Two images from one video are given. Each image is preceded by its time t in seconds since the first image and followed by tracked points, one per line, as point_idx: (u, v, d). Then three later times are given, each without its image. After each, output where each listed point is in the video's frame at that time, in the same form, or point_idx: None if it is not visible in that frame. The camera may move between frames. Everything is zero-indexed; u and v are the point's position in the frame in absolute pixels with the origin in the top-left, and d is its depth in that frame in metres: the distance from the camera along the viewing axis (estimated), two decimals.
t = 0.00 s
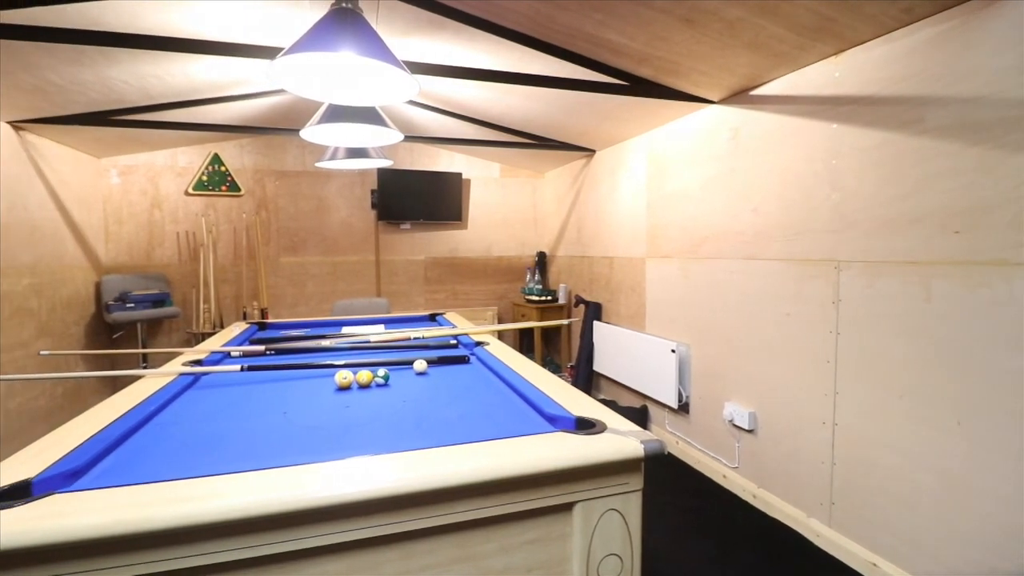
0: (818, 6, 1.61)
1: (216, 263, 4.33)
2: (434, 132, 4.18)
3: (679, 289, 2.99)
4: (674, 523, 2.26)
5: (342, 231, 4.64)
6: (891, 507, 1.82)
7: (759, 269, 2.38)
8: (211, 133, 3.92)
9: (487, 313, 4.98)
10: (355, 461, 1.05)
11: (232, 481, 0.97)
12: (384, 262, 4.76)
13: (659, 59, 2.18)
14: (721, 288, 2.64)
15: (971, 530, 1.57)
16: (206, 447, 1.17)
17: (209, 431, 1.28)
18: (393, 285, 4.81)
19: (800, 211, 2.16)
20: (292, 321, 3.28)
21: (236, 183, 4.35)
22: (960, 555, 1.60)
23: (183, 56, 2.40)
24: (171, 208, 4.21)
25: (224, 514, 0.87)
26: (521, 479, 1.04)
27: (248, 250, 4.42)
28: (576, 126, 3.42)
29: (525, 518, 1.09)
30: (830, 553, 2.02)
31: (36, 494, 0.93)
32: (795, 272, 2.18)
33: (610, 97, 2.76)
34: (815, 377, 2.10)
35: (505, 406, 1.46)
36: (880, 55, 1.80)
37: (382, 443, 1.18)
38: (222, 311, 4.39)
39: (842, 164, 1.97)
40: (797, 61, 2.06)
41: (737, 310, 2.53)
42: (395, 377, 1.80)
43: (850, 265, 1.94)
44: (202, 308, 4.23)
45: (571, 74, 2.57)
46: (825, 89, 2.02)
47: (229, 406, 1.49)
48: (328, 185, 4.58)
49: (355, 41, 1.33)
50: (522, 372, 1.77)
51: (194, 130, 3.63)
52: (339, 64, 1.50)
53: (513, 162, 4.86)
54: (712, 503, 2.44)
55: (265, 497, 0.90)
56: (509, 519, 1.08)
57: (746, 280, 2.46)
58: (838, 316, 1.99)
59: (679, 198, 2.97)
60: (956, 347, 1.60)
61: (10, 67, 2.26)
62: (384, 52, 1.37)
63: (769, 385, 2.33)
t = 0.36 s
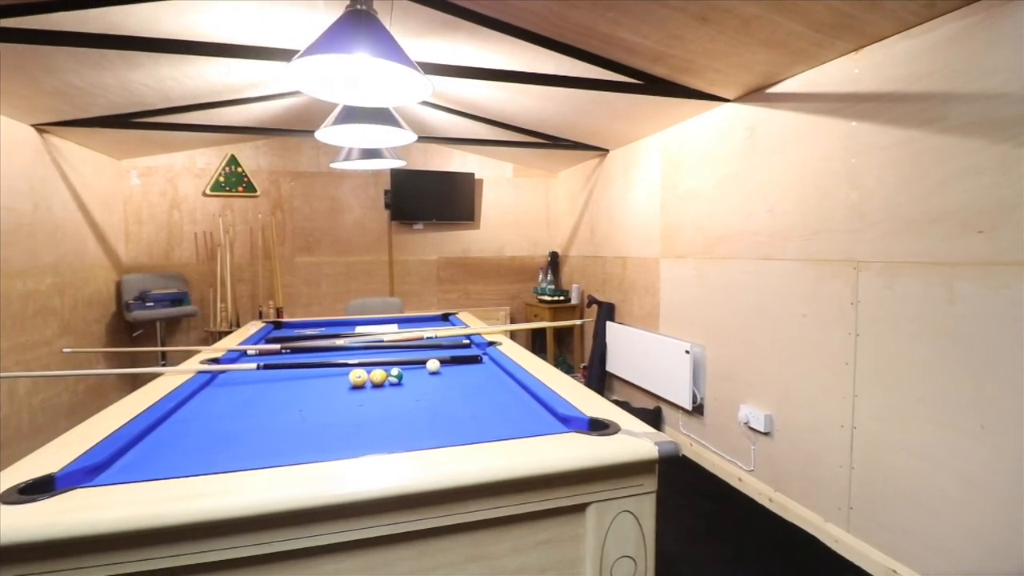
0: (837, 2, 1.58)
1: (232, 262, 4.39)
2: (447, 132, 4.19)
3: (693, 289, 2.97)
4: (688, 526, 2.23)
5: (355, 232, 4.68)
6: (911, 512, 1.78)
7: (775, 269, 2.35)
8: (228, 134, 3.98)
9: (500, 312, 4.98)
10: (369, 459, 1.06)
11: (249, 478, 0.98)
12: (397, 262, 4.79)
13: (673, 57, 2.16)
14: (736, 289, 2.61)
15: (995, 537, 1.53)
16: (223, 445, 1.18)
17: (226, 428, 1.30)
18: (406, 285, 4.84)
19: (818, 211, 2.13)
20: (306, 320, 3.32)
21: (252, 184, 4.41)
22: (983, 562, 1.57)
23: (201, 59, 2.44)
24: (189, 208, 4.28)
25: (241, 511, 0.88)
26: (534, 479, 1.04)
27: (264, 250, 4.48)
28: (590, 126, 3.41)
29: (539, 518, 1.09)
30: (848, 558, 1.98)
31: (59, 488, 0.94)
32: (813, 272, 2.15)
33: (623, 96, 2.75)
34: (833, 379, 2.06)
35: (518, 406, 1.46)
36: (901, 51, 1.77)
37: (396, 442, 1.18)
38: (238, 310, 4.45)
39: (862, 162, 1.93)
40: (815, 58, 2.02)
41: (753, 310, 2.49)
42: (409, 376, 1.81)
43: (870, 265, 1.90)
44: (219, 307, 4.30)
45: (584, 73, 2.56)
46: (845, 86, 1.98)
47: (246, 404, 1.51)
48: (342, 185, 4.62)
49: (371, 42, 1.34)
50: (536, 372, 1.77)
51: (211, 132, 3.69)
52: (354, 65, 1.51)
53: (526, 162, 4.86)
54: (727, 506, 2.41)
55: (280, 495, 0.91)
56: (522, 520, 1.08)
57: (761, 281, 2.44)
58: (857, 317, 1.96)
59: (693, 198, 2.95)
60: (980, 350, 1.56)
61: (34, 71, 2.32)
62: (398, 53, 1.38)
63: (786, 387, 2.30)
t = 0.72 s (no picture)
0: None
1: (249, 262, 4.45)
2: (460, 133, 4.21)
3: (708, 289, 2.94)
4: (702, 529, 2.21)
5: (369, 232, 4.71)
6: (932, 518, 1.74)
7: (792, 270, 2.31)
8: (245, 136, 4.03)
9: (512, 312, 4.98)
10: (383, 458, 1.06)
11: (265, 475, 0.99)
12: (411, 262, 4.82)
13: (688, 55, 2.15)
14: (753, 289, 2.57)
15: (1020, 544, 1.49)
16: (241, 442, 1.20)
17: (243, 425, 1.32)
18: (419, 285, 4.86)
19: (837, 210, 2.09)
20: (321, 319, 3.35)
21: (268, 185, 4.46)
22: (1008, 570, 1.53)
23: (219, 62, 2.48)
24: (207, 209, 4.35)
25: (257, 507, 0.89)
26: (547, 480, 1.04)
27: (280, 250, 4.53)
28: (603, 125, 3.39)
29: (551, 519, 1.09)
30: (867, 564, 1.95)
31: (82, 483, 0.97)
32: (832, 273, 2.11)
33: (637, 95, 2.73)
34: (852, 382, 2.03)
35: (531, 406, 1.46)
36: (922, 47, 1.73)
37: (410, 441, 1.19)
38: (255, 309, 4.51)
39: (882, 160, 1.90)
40: (834, 55, 1.99)
41: (769, 311, 2.46)
42: (422, 375, 1.82)
43: (890, 266, 1.86)
44: (236, 306, 4.36)
45: (598, 72, 2.55)
46: (864, 83, 1.95)
47: (262, 402, 1.53)
48: (356, 186, 4.66)
49: (385, 44, 1.34)
50: (549, 372, 1.77)
51: (229, 134, 3.74)
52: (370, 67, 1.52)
53: (539, 162, 4.86)
54: (742, 510, 2.38)
55: (295, 492, 0.92)
56: (535, 520, 1.08)
57: (778, 281, 2.40)
58: (877, 319, 1.92)
59: (709, 197, 2.92)
60: (1005, 353, 1.52)
61: (58, 75, 2.37)
62: (414, 54, 1.38)
63: (804, 389, 2.27)
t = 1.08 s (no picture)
0: None
1: (264, 262, 4.51)
2: (472, 133, 4.21)
3: (722, 290, 2.91)
4: (716, 532, 2.19)
5: (382, 232, 4.74)
6: (952, 523, 1.70)
7: (809, 270, 2.28)
8: (261, 137, 4.08)
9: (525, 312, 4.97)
10: (396, 457, 1.06)
11: (279, 472, 1.00)
12: (423, 262, 4.84)
13: (703, 53, 2.13)
14: (768, 290, 2.54)
15: None
16: (256, 440, 1.21)
17: (258, 423, 1.33)
18: (432, 285, 4.88)
19: (855, 209, 2.06)
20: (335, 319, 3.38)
21: (283, 185, 4.51)
22: None
23: (235, 64, 2.51)
24: (224, 209, 4.41)
25: (272, 504, 0.90)
26: (560, 480, 1.03)
27: (294, 250, 4.58)
28: (616, 124, 3.38)
29: (564, 519, 1.08)
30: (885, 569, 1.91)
31: (103, 479, 0.99)
32: (850, 273, 2.08)
33: (650, 94, 2.71)
34: (870, 384, 1.99)
35: (544, 407, 1.45)
36: (943, 43, 1.70)
37: (423, 440, 1.19)
38: (270, 309, 4.57)
39: (901, 159, 1.86)
40: (852, 52, 1.96)
41: (785, 312, 2.43)
42: (434, 374, 1.83)
43: (910, 266, 1.82)
44: (252, 305, 4.41)
45: (611, 71, 2.54)
46: (883, 80, 1.92)
47: (277, 400, 1.54)
48: (369, 186, 4.69)
49: (399, 45, 1.35)
50: (561, 372, 1.76)
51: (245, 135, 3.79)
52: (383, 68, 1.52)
53: (551, 162, 4.85)
54: (757, 513, 2.35)
55: (309, 490, 0.93)
56: (548, 520, 1.07)
57: (795, 281, 2.37)
58: (896, 320, 1.88)
59: (723, 196, 2.89)
60: None
61: (80, 78, 2.42)
62: (427, 54, 1.39)
63: (821, 391, 2.23)
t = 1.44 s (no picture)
0: None
1: (280, 262, 4.56)
2: (486, 133, 4.22)
3: (738, 291, 2.87)
4: (732, 535, 2.16)
5: (396, 232, 4.77)
6: (976, 530, 1.66)
7: (828, 271, 2.24)
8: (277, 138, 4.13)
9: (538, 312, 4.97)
10: (410, 456, 1.07)
11: (295, 469, 1.01)
12: (436, 261, 4.86)
13: (719, 51, 2.11)
14: (786, 290, 2.50)
15: None
16: (272, 437, 1.23)
17: (274, 421, 1.35)
18: (445, 284, 4.90)
19: (876, 208, 2.02)
20: (349, 318, 3.41)
21: (299, 186, 4.56)
22: None
23: (252, 67, 2.54)
24: (241, 210, 4.47)
25: (288, 500, 0.91)
26: (574, 481, 1.03)
27: (309, 249, 4.63)
28: (630, 123, 3.36)
29: (578, 520, 1.08)
30: None
31: (125, 474, 1.01)
32: (870, 274, 2.04)
33: (665, 92, 2.69)
34: (891, 387, 1.95)
35: (557, 407, 1.45)
36: (967, 38, 1.66)
37: (437, 439, 1.20)
38: (286, 308, 4.62)
39: (924, 157, 1.82)
40: (872, 48, 1.92)
41: (802, 312, 2.40)
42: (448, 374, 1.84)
43: (933, 267, 1.78)
44: (268, 304, 4.47)
45: (626, 70, 2.52)
46: (905, 77, 1.88)
47: (293, 398, 1.56)
48: (384, 186, 4.72)
49: (413, 46, 1.36)
50: (575, 373, 1.75)
51: (262, 136, 3.84)
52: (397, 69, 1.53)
53: (565, 161, 4.83)
54: (774, 516, 2.32)
55: (325, 487, 0.93)
56: (562, 521, 1.07)
57: (813, 282, 2.33)
58: (918, 321, 1.84)
59: (740, 196, 2.85)
60: None
61: (102, 81, 2.48)
62: (441, 55, 1.39)
63: (839, 394, 2.19)
